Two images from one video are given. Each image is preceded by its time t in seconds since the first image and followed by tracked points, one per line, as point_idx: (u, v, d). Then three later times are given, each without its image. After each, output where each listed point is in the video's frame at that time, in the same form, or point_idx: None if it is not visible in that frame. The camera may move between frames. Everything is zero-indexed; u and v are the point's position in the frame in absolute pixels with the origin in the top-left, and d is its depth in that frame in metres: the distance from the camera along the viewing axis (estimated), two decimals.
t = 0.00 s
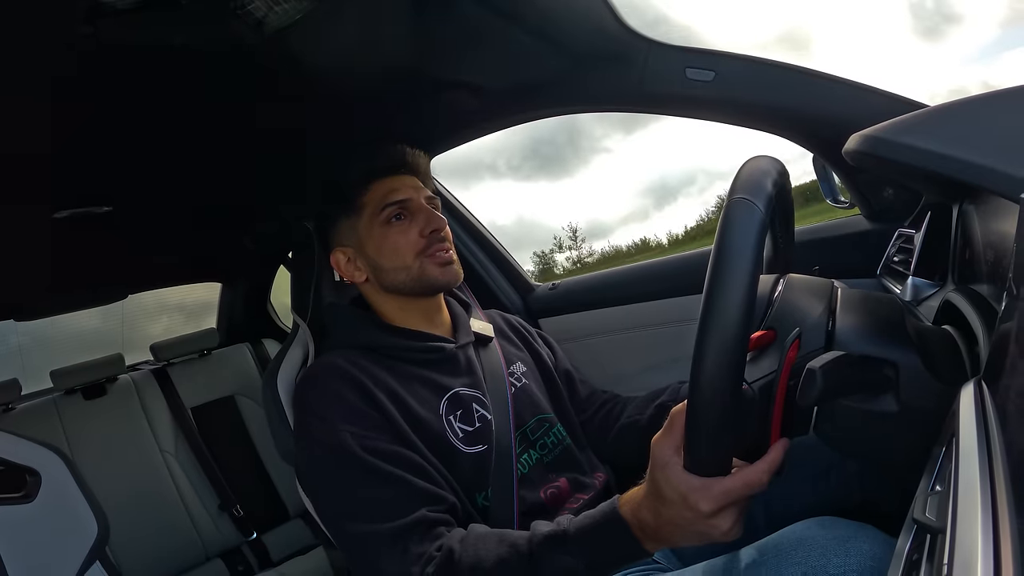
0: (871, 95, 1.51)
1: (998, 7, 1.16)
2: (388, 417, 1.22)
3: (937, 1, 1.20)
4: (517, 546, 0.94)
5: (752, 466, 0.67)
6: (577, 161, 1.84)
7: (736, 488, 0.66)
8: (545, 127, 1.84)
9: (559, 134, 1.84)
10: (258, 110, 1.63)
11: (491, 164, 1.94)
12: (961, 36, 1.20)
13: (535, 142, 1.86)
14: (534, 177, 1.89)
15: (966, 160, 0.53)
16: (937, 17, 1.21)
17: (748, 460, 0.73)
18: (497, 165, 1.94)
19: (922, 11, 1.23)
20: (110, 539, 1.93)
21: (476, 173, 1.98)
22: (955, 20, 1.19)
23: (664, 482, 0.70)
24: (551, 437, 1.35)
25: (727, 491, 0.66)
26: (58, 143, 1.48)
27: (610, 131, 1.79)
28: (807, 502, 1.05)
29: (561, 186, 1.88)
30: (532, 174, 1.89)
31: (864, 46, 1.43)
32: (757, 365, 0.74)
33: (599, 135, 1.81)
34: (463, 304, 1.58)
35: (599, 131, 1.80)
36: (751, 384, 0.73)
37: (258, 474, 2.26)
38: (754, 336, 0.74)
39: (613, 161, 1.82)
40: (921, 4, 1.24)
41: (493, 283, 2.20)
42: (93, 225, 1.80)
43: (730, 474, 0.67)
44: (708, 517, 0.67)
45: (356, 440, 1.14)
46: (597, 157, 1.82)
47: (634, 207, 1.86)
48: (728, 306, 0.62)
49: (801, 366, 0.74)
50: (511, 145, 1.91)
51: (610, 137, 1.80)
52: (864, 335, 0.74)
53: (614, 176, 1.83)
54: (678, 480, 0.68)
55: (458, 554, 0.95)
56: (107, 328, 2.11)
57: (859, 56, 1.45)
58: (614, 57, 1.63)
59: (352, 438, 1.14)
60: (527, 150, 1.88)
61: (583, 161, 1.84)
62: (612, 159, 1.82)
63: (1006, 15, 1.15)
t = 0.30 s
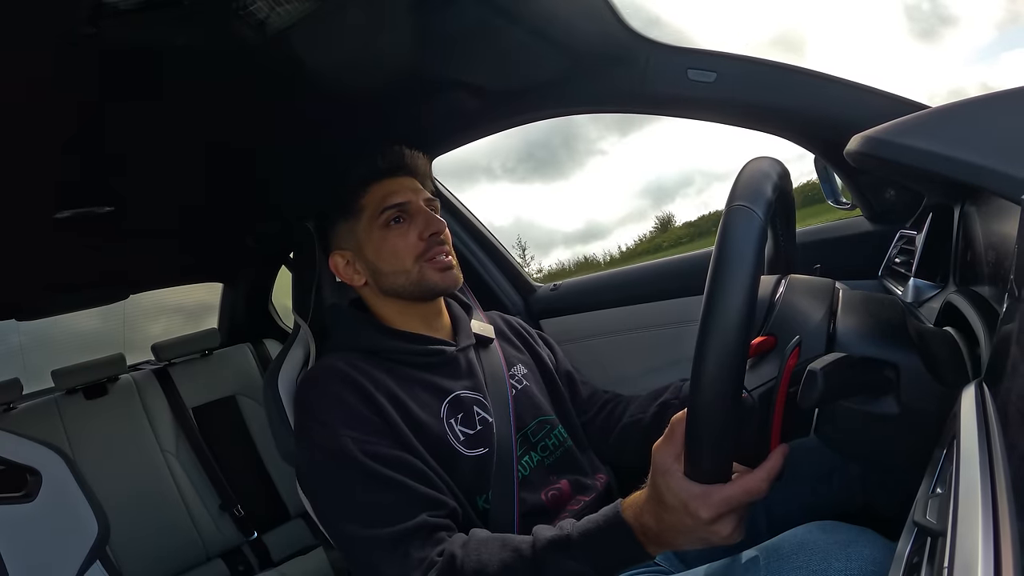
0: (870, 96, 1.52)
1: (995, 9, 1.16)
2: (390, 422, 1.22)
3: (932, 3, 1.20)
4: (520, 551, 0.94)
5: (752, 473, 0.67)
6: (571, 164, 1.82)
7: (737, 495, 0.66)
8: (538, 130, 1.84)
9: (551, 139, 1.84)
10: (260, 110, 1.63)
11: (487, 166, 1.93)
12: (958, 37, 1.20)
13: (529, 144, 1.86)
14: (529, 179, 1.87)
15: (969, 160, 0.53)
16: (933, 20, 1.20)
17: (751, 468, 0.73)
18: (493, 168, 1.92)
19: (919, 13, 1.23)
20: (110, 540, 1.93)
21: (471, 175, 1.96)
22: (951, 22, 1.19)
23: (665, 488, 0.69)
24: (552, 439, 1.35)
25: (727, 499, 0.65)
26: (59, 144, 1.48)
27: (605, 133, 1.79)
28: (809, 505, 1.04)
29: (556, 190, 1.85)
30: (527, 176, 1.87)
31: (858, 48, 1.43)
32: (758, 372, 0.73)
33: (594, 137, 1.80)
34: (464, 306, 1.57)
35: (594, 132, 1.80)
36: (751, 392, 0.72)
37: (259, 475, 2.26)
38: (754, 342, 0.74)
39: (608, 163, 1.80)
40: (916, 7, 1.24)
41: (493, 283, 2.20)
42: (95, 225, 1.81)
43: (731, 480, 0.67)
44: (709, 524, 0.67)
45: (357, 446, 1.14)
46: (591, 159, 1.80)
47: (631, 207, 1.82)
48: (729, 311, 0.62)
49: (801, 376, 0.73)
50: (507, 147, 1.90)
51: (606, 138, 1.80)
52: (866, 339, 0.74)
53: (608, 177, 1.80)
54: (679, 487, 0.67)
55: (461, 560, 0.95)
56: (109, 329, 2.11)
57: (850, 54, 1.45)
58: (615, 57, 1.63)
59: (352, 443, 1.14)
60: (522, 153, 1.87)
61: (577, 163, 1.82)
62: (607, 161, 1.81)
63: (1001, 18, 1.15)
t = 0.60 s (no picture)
0: (869, 94, 1.52)
1: (991, 10, 1.14)
2: (392, 413, 1.22)
3: (929, 4, 1.20)
4: (516, 543, 0.94)
5: (752, 463, 0.67)
6: (568, 166, 1.82)
7: (737, 485, 0.66)
8: (535, 131, 1.86)
9: (548, 138, 1.85)
10: (260, 106, 1.63)
11: (483, 168, 1.92)
12: (954, 39, 1.18)
13: (527, 146, 1.87)
14: (524, 181, 1.85)
15: (969, 159, 0.53)
16: (929, 21, 1.20)
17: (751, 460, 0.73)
18: (488, 170, 1.91)
19: (915, 14, 1.22)
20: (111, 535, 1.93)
21: (467, 178, 1.95)
22: (946, 23, 1.18)
23: (665, 479, 0.69)
24: (554, 434, 1.35)
25: (728, 488, 0.66)
26: (58, 141, 1.48)
27: (601, 134, 1.79)
28: (808, 500, 1.05)
29: (550, 191, 1.83)
30: (523, 178, 1.85)
31: (854, 41, 1.40)
32: (760, 362, 0.75)
33: (591, 139, 1.80)
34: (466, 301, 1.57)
35: (590, 134, 1.81)
36: (753, 380, 0.74)
37: (259, 471, 2.27)
38: (755, 333, 0.75)
39: (603, 165, 1.79)
40: (913, 7, 1.23)
41: (494, 280, 2.20)
42: (94, 222, 1.80)
43: (732, 471, 0.67)
44: (709, 515, 0.67)
45: (359, 435, 1.14)
46: (588, 161, 1.80)
47: (629, 208, 1.83)
48: (730, 306, 0.62)
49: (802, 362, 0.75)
50: (504, 149, 1.90)
51: (602, 141, 1.79)
52: (867, 337, 0.74)
53: (604, 180, 1.79)
54: (679, 477, 0.68)
55: (457, 551, 0.95)
56: (109, 325, 2.11)
57: (850, 53, 1.44)
58: (616, 55, 1.63)
59: (354, 432, 1.14)
60: (518, 154, 1.87)
61: (573, 164, 1.82)
62: (603, 164, 1.80)
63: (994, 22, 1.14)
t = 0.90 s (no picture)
0: (869, 88, 1.51)
1: (987, 10, 1.14)
2: (390, 409, 1.22)
3: (925, 5, 1.18)
4: (515, 538, 0.94)
5: (751, 457, 0.68)
6: (563, 167, 1.81)
7: (737, 479, 0.66)
8: (531, 128, 1.85)
9: (545, 140, 1.84)
10: (258, 102, 1.62)
11: (479, 170, 1.93)
12: (951, 40, 1.18)
13: (523, 148, 1.85)
14: (521, 183, 1.85)
15: (969, 155, 0.53)
16: (925, 22, 1.19)
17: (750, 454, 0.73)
18: (485, 171, 1.92)
19: (911, 15, 1.21)
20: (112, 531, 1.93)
21: (464, 179, 1.96)
22: (943, 23, 1.16)
23: (665, 474, 0.70)
24: (552, 431, 1.35)
25: (727, 482, 0.66)
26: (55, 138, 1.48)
27: (597, 136, 1.78)
28: (806, 495, 1.05)
29: (546, 192, 1.85)
30: (518, 180, 1.86)
31: (851, 37, 1.40)
32: (760, 356, 0.74)
33: (586, 142, 1.80)
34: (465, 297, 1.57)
35: (585, 136, 1.80)
36: (752, 375, 0.73)
37: (259, 467, 2.27)
38: (755, 327, 0.75)
39: (599, 167, 1.80)
40: (909, 7, 1.21)
41: (493, 276, 2.19)
42: (93, 219, 1.80)
43: (731, 465, 0.67)
44: (708, 509, 0.67)
45: (358, 430, 1.14)
46: (582, 163, 1.81)
47: (628, 209, 1.86)
48: (730, 301, 0.62)
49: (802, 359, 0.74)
50: (500, 150, 1.90)
51: (598, 142, 1.79)
52: (867, 332, 0.74)
53: (606, 176, 1.80)
54: (678, 471, 0.68)
55: (457, 545, 0.95)
56: (107, 322, 2.11)
57: (845, 46, 1.43)
58: (615, 49, 1.63)
59: (354, 428, 1.15)
60: (514, 157, 1.86)
61: (570, 168, 1.81)
62: (598, 166, 1.81)
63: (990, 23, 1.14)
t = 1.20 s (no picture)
0: (871, 99, 1.51)
1: (984, 13, 1.14)
2: (397, 438, 1.21)
3: (921, 6, 1.22)
4: (527, 563, 0.93)
5: (761, 470, 0.67)
6: (559, 169, 1.86)
7: (749, 493, 0.65)
8: (527, 143, 1.87)
9: (540, 145, 1.87)
10: (264, 122, 1.64)
11: (476, 172, 1.96)
12: (947, 40, 1.20)
13: (518, 151, 1.90)
14: (517, 183, 1.91)
15: (970, 161, 0.53)
16: (922, 22, 1.21)
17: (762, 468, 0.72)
18: (482, 174, 1.96)
19: (908, 16, 1.24)
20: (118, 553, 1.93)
21: (460, 183, 1.98)
22: (941, 24, 1.19)
23: (675, 489, 0.69)
24: (560, 453, 1.34)
25: (739, 496, 0.65)
26: (64, 160, 1.50)
27: (594, 138, 1.81)
28: (819, 510, 1.04)
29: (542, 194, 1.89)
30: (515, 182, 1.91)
31: (851, 51, 1.43)
32: (768, 369, 0.74)
33: (582, 142, 1.82)
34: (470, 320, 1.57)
35: (581, 138, 1.82)
36: (761, 388, 0.73)
37: (266, 487, 2.26)
38: (761, 339, 0.74)
39: (595, 168, 1.83)
40: (905, 10, 1.25)
41: (498, 291, 2.20)
42: (101, 241, 1.82)
43: (740, 479, 0.66)
44: (720, 524, 0.66)
45: (365, 464, 1.13)
46: (579, 164, 1.83)
47: (624, 210, 1.85)
48: (737, 312, 0.62)
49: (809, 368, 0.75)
50: (497, 154, 1.94)
51: (594, 142, 1.81)
52: (874, 342, 0.74)
53: (600, 179, 1.83)
54: (689, 486, 0.67)
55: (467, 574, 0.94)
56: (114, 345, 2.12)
57: (843, 57, 1.45)
58: (618, 65, 1.64)
59: (361, 461, 1.14)
60: (509, 158, 1.91)
61: (566, 168, 1.85)
62: (594, 167, 1.83)
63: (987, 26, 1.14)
